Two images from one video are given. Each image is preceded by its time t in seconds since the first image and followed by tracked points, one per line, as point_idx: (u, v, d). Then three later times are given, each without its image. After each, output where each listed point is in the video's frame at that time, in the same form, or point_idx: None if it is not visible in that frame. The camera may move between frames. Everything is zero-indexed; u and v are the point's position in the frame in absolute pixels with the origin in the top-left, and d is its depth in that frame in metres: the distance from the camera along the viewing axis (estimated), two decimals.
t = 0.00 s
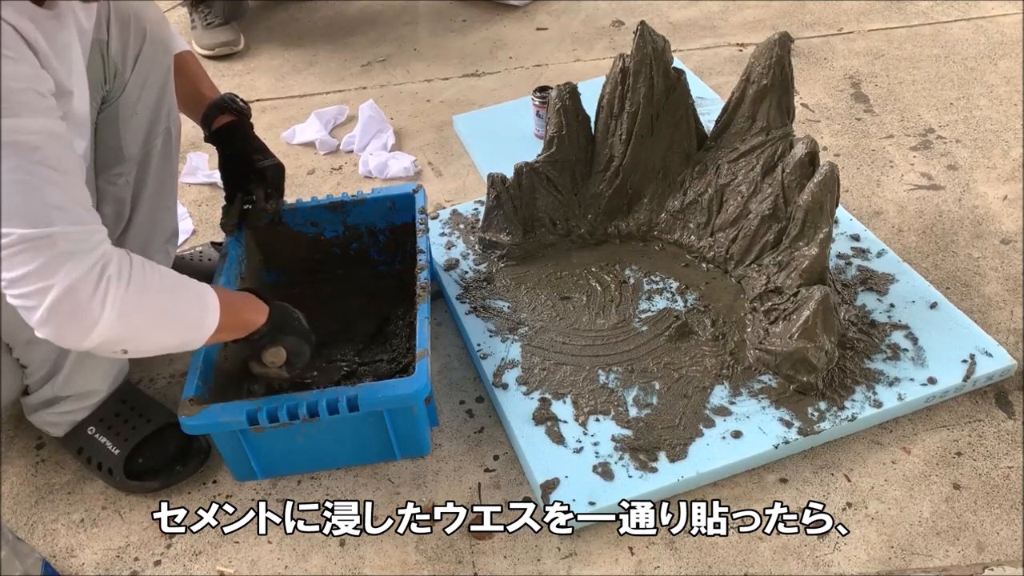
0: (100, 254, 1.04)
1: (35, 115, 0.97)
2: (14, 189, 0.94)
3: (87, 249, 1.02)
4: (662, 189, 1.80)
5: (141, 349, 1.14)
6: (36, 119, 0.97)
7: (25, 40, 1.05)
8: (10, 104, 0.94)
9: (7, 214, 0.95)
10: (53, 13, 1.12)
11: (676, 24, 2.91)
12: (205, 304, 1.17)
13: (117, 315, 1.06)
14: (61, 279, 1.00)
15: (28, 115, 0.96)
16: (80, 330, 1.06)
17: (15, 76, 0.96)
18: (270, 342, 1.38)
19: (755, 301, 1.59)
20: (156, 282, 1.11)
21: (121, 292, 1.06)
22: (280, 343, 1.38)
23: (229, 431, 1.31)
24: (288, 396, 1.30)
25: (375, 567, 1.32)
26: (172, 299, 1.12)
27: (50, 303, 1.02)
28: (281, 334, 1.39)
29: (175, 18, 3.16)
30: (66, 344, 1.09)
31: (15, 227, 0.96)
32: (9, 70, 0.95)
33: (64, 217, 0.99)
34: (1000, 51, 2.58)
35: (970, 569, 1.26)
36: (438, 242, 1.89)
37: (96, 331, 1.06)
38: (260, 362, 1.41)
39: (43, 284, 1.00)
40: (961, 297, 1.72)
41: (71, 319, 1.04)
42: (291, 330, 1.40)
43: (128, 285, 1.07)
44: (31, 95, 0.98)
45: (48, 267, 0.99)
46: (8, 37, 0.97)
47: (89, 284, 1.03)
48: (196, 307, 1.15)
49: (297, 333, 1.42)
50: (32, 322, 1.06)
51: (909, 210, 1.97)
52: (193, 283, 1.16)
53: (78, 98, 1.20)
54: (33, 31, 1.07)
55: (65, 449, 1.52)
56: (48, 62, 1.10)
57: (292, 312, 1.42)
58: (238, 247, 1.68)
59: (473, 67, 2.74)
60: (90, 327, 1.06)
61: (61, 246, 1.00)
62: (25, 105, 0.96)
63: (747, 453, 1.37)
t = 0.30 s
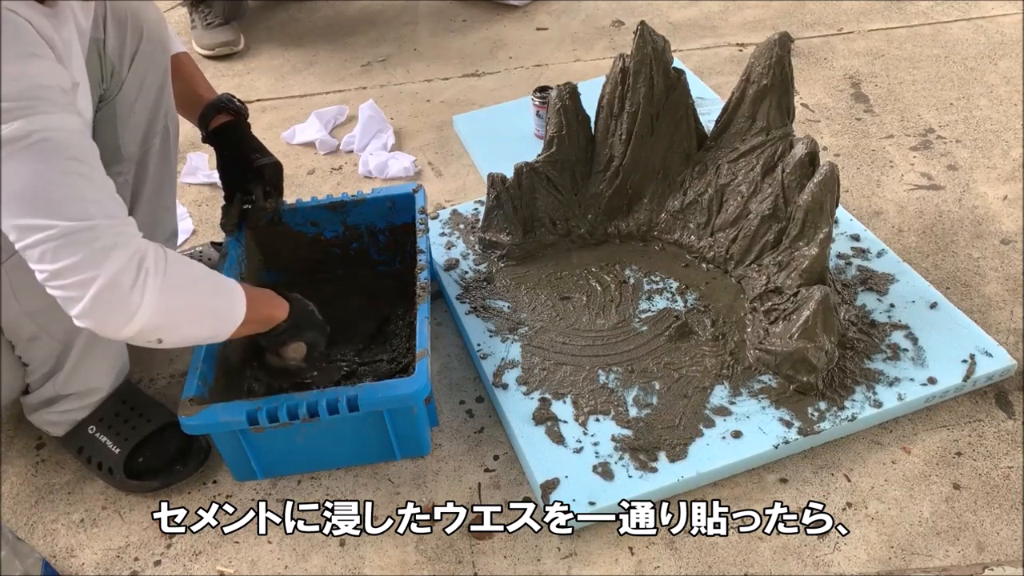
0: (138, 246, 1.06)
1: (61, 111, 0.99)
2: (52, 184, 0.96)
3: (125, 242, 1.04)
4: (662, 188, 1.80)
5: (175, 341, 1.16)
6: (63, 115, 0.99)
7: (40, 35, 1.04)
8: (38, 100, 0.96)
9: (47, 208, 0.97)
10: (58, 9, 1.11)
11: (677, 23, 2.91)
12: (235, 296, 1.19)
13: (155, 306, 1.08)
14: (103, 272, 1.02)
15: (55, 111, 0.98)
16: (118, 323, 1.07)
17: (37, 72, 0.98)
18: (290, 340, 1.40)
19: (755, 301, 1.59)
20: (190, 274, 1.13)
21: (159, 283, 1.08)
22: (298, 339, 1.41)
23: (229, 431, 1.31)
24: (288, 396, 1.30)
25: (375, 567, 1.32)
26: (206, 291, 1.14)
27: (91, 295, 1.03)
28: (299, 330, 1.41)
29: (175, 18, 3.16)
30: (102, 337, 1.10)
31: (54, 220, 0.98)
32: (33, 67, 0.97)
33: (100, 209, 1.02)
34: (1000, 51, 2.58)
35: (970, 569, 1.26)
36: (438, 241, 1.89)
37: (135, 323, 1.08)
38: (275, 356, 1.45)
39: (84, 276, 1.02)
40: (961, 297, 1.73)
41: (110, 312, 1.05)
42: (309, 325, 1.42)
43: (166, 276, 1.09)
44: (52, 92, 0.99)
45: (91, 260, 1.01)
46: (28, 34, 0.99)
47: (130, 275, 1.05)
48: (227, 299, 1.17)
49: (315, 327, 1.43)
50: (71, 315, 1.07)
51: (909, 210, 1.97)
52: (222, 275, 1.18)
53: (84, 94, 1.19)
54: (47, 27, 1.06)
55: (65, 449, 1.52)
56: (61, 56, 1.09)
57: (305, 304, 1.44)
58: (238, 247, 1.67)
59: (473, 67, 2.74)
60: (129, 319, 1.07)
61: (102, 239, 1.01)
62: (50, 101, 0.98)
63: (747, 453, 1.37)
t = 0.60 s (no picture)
0: (136, 247, 1.07)
1: (63, 112, 0.99)
2: (50, 186, 0.97)
3: (123, 243, 1.05)
4: (662, 188, 1.80)
5: (172, 341, 1.17)
6: (64, 115, 0.99)
7: (42, 34, 1.02)
8: (39, 102, 0.96)
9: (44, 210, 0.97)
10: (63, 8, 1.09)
11: (677, 23, 2.91)
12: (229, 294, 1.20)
13: (154, 307, 1.08)
14: (101, 274, 1.03)
15: (56, 112, 0.98)
16: (117, 325, 1.08)
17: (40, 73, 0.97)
18: (289, 327, 1.51)
19: (755, 301, 1.59)
20: (186, 273, 1.13)
21: (157, 285, 1.08)
22: (299, 323, 1.52)
23: (229, 431, 1.31)
24: (288, 396, 1.30)
25: (375, 567, 1.32)
26: (203, 290, 1.15)
27: (90, 297, 1.04)
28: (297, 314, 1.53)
29: (175, 18, 3.16)
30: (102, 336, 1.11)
31: (52, 222, 0.98)
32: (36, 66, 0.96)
33: (98, 212, 1.02)
34: (1000, 51, 2.58)
35: (970, 569, 1.26)
36: (438, 241, 1.89)
37: (133, 324, 1.08)
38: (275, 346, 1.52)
39: (83, 279, 1.03)
40: (961, 297, 1.73)
41: (108, 313, 1.06)
42: (309, 307, 1.55)
43: (164, 277, 1.09)
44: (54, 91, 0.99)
45: (89, 263, 1.02)
46: (32, 33, 0.97)
47: (128, 277, 1.05)
48: (221, 297, 1.18)
49: (313, 308, 1.56)
50: (70, 317, 1.08)
51: (909, 210, 1.97)
52: (216, 274, 1.19)
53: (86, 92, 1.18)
54: (50, 26, 1.03)
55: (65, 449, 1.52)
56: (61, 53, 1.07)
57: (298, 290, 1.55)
58: (238, 247, 1.68)
59: (473, 67, 2.74)
60: (128, 320, 1.08)
61: (100, 242, 1.02)
62: (52, 101, 0.98)
63: (747, 453, 1.37)
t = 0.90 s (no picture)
0: (128, 248, 1.06)
1: (57, 111, 1.00)
2: (42, 185, 0.96)
3: (113, 244, 1.04)
4: (662, 188, 1.80)
5: (166, 341, 1.16)
6: (59, 115, 1.00)
7: (36, 35, 1.04)
8: (33, 102, 0.97)
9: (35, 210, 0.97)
10: (61, 8, 1.11)
11: (677, 23, 2.91)
12: (226, 297, 1.18)
13: (143, 308, 1.08)
14: (89, 275, 1.02)
15: (51, 111, 0.99)
16: (107, 325, 1.07)
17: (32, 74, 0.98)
18: (298, 324, 1.56)
19: (755, 301, 1.59)
20: (180, 274, 1.12)
21: (147, 287, 1.07)
22: (308, 322, 1.56)
23: (229, 431, 1.31)
24: (288, 396, 1.30)
25: (375, 567, 1.32)
26: (197, 291, 1.13)
27: (79, 297, 1.04)
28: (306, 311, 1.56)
29: (176, 18, 3.16)
30: (94, 334, 1.11)
31: (43, 223, 0.98)
32: (29, 68, 0.98)
33: (90, 212, 1.02)
34: (1000, 51, 2.58)
35: (970, 569, 1.26)
36: (438, 241, 1.89)
37: (121, 325, 1.08)
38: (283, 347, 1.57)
39: (72, 279, 1.02)
40: (961, 297, 1.73)
41: (97, 313, 1.06)
42: (319, 305, 1.58)
43: (155, 278, 1.08)
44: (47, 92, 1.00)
45: (77, 264, 1.01)
46: (25, 34, 1.00)
47: (117, 278, 1.04)
48: (217, 299, 1.16)
49: (324, 307, 1.59)
50: (62, 314, 1.08)
51: (909, 210, 1.97)
52: (214, 275, 1.17)
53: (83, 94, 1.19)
54: (45, 27, 1.06)
55: (65, 449, 1.52)
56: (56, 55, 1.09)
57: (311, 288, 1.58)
58: (238, 247, 1.68)
59: (473, 67, 2.74)
60: (116, 321, 1.07)
61: (88, 243, 1.01)
62: (46, 102, 0.99)
63: (747, 453, 1.37)
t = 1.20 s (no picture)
0: (140, 245, 1.06)
1: (58, 108, 1.00)
2: (49, 182, 0.96)
3: (126, 240, 1.04)
4: (662, 189, 1.80)
5: (175, 341, 1.15)
6: (61, 112, 1.00)
7: (37, 36, 1.05)
8: (35, 100, 0.97)
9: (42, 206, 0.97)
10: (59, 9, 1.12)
11: (677, 23, 2.91)
12: (236, 300, 1.18)
13: (157, 303, 1.07)
14: (102, 270, 1.02)
15: (53, 109, 0.98)
16: (117, 321, 1.07)
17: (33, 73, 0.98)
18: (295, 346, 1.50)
19: (755, 301, 1.59)
20: (190, 273, 1.12)
21: (160, 281, 1.07)
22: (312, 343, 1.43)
23: (230, 431, 1.31)
24: (288, 396, 1.30)
25: (375, 567, 1.32)
26: (208, 291, 1.13)
27: (91, 292, 1.03)
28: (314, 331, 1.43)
29: (176, 18, 3.16)
30: (104, 332, 1.10)
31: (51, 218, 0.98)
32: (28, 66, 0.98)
33: (100, 207, 1.02)
34: (1000, 51, 2.58)
35: (970, 569, 1.26)
36: (438, 241, 1.89)
37: (132, 321, 1.07)
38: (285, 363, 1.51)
39: (84, 273, 1.02)
40: (961, 297, 1.73)
41: (108, 310, 1.05)
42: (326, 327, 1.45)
43: (167, 275, 1.08)
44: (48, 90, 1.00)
45: (90, 258, 1.01)
46: (26, 34, 1.00)
47: (130, 274, 1.04)
48: (227, 301, 1.16)
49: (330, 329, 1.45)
50: (72, 311, 1.07)
51: (909, 210, 1.97)
52: (224, 279, 1.17)
53: (84, 94, 1.19)
54: (46, 28, 1.07)
55: (65, 449, 1.52)
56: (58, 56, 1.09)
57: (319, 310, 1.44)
58: (238, 247, 1.68)
59: (473, 67, 2.74)
60: (128, 317, 1.07)
61: (102, 238, 1.01)
62: (48, 100, 0.99)
63: (747, 453, 1.37)
